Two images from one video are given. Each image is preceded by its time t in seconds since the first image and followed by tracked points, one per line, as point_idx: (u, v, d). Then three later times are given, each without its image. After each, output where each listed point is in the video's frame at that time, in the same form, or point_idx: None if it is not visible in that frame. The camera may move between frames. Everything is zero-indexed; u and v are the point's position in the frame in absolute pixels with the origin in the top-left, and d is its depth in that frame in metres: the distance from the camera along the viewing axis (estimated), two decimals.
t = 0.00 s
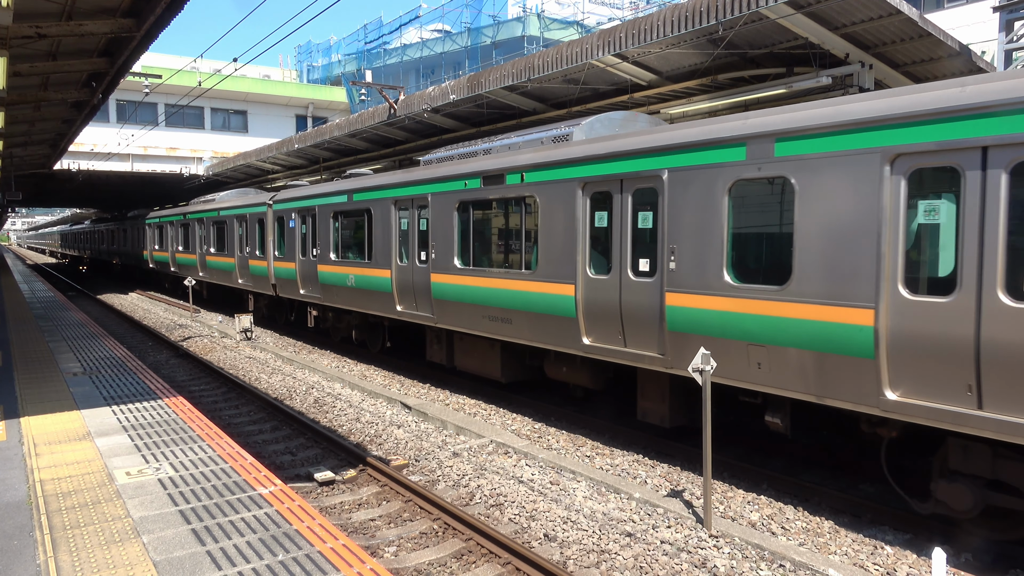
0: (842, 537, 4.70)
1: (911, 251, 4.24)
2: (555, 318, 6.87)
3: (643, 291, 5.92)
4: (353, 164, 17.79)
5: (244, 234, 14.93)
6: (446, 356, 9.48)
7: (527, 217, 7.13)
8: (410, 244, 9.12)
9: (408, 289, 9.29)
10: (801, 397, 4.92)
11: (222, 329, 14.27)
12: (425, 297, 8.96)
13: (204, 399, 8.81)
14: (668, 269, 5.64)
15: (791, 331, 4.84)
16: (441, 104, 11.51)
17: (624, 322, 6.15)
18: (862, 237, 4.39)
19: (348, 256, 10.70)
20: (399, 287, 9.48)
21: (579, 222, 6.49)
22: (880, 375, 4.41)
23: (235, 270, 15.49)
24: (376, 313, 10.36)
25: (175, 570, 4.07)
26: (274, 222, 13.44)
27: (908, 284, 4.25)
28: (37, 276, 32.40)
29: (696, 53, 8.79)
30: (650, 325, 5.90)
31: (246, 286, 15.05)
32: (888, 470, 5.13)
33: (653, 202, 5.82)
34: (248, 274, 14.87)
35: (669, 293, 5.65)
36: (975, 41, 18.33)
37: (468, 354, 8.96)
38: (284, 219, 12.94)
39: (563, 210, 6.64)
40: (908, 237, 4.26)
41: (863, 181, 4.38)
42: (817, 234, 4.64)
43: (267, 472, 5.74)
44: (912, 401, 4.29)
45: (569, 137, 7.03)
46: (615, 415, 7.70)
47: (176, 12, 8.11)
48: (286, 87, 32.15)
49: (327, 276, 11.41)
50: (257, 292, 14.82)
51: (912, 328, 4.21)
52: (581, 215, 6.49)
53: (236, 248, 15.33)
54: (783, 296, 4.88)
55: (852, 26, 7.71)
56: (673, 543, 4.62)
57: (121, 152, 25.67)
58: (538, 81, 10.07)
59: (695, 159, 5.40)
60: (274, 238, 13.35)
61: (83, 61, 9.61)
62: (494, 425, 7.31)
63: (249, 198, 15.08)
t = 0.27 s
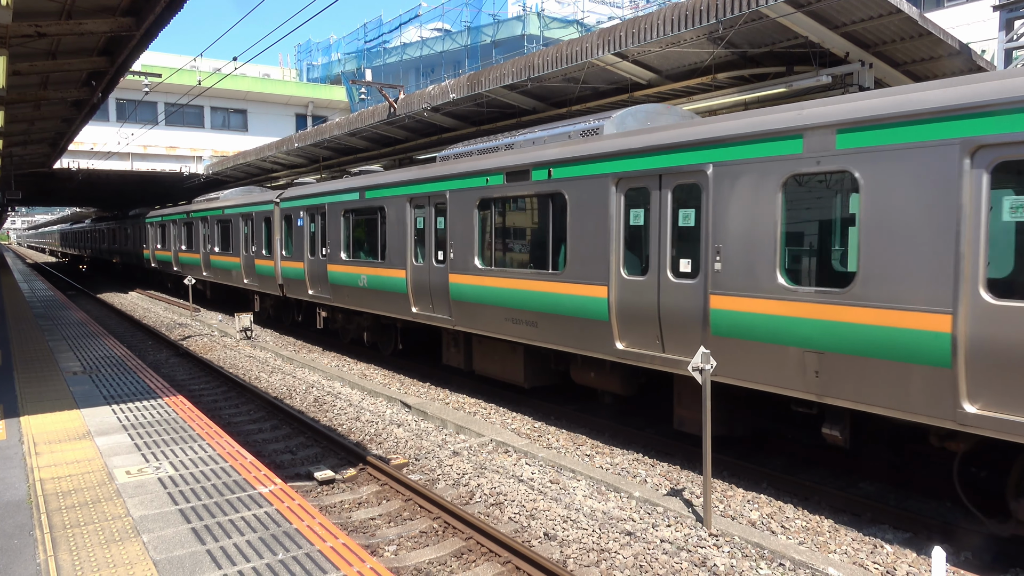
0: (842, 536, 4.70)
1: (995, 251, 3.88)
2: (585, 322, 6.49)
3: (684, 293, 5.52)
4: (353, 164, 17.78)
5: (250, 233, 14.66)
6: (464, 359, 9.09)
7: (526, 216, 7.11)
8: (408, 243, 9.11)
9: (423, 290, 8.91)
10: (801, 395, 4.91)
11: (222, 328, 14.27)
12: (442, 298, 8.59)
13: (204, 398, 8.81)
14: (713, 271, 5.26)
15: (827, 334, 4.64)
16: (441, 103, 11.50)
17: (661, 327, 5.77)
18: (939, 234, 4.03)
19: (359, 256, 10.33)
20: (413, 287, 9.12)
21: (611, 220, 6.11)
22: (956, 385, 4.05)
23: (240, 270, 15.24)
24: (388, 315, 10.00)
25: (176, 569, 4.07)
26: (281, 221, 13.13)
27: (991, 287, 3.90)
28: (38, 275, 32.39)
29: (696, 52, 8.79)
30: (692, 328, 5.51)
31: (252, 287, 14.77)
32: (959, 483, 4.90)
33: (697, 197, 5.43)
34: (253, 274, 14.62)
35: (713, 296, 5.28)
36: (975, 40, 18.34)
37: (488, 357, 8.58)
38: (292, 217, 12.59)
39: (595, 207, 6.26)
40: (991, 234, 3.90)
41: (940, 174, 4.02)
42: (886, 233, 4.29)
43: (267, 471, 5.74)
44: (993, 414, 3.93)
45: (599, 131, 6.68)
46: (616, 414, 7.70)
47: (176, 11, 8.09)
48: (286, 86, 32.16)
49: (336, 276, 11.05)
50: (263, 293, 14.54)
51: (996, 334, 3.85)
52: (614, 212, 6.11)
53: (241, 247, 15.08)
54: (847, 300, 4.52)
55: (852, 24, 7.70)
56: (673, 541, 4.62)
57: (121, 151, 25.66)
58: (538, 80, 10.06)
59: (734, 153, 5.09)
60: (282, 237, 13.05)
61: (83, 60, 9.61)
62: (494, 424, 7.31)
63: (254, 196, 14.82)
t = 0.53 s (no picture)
0: (841, 534, 4.70)
1: None
2: (619, 326, 6.13)
3: (734, 295, 5.18)
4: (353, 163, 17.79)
5: (255, 231, 14.25)
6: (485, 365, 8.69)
7: (524, 214, 7.13)
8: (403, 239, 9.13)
9: (442, 291, 8.53)
10: (801, 393, 4.91)
11: (222, 327, 14.26)
12: (462, 299, 8.21)
13: (204, 397, 8.80)
14: (768, 272, 4.92)
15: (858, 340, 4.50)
16: (441, 102, 11.50)
17: (706, 331, 5.42)
18: None
19: (372, 255, 9.93)
20: (430, 288, 8.75)
21: (650, 218, 5.75)
22: None
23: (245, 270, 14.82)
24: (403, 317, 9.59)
25: (176, 568, 4.07)
26: (288, 219, 12.68)
27: None
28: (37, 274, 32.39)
29: (696, 51, 8.78)
30: (743, 332, 5.17)
31: (257, 287, 14.33)
32: None
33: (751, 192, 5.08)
34: (259, 274, 14.18)
35: (768, 299, 4.94)
36: (975, 39, 18.33)
37: (513, 364, 8.17)
38: (299, 216, 12.18)
39: (632, 203, 5.91)
40: None
41: None
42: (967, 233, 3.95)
43: (267, 470, 5.73)
44: None
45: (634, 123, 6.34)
46: (616, 413, 7.71)
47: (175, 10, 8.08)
48: (286, 85, 32.17)
49: (347, 276, 10.64)
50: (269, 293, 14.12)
51: None
52: (653, 209, 5.75)
53: (246, 245, 14.63)
54: (921, 304, 4.18)
55: (852, 23, 7.69)
56: (673, 540, 4.62)
57: (121, 150, 25.64)
58: (538, 79, 10.06)
59: (775, 148, 4.85)
60: (289, 236, 12.61)
61: (82, 59, 9.61)
62: (494, 423, 7.31)
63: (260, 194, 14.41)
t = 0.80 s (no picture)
0: (841, 533, 4.70)
1: None
2: (660, 330, 5.78)
3: (795, 298, 4.81)
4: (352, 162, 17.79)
5: (262, 230, 13.80)
6: (509, 371, 8.33)
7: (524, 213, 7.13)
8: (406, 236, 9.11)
9: (463, 292, 8.15)
10: (800, 391, 4.92)
11: (222, 326, 14.26)
12: (484, 301, 7.84)
13: (204, 396, 8.80)
14: (836, 273, 4.54)
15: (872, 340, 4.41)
16: (441, 100, 11.48)
17: (761, 335, 5.06)
18: None
19: (387, 255, 9.56)
20: (450, 289, 8.36)
21: (699, 214, 5.38)
22: None
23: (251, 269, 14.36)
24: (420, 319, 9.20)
25: (176, 568, 4.06)
26: (297, 217, 12.28)
27: None
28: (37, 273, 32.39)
29: (695, 49, 8.76)
30: (805, 338, 4.78)
31: (264, 287, 13.87)
32: None
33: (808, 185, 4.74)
34: (266, 274, 13.73)
35: (836, 302, 4.56)
36: (975, 37, 18.30)
37: (539, 371, 7.82)
38: (308, 213, 11.78)
39: (678, 199, 5.53)
40: None
41: None
42: None
43: (267, 469, 5.73)
44: None
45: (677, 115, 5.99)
46: (615, 411, 7.70)
47: (174, 8, 8.09)
48: (286, 84, 32.16)
49: (360, 277, 10.26)
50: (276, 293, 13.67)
51: None
52: (702, 205, 5.38)
53: (252, 244, 14.18)
54: (1010, 309, 3.83)
55: (852, 21, 7.67)
56: (673, 539, 4.62)
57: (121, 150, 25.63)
58: (537, 77, 10.05)
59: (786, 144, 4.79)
60: (298, 235, 12.18)
61: (82, 57, 9.60)
62: (494, 421, 7.31)
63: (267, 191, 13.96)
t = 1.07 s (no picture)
0: (841, 532, 4.70)
1: None
2: (708, 336, 5.45)
3: (870, 302, 4.46)
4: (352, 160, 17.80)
5: (271, 229, 13.41)
6: (537, 378, 7.96)
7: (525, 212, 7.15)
8: (417, 234, 8.95)
9: (489, 293, 7.79)
10: (800, 390, 4.97)
11: (222, 325, 14.25)
12: (512, 304, 7.49)
13: (204, 395, 8.80)
14: (921, 276, 4.18)
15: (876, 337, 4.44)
16: (441, 99, 11.48)
17: (829, 342, 4.70)
18: None
19: (405, 254, 9.24)
20: (474, 290, 8.01)
21: (759, 211, 5.02)
22: None
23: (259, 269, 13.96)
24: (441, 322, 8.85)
25: (175, 566, 4.06)
26: (308, 215, 11.95)
27: None
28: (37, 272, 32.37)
29: (696, 48, 8.76)
30: (883, 347, 4.42)
31: (273, 287, 13.47)
32: None
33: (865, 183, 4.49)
34: (275, 274, 13.34)
35: (921, 308, 4.19)
36: (975, 36, 18.29)
37: (571, 376, 7.45)
38: (320, 211, 11.45)
39: (735, 196, 5.17)
40: None
41: None
42: None
43: (267, 467, 5.73)
44: None
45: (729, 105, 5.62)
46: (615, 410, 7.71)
47: (175, 7, 8.09)
48: (286, 82, 32.15)
49: (375, 277, 9.93)
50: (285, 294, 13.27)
51: None
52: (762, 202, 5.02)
53: (260, 243, 13.77)
54: None
55: (852, 20, 7.65)
56: (673, 538, 4.62)
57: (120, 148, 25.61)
58: (537, 76, 10.04)
59: (788, 143, 4.82)
60: (309, 234, 11.82)
61: (81, 56, 9.58)
62: (494, 420, 7.31)
63: (276, 189, 13.56)
